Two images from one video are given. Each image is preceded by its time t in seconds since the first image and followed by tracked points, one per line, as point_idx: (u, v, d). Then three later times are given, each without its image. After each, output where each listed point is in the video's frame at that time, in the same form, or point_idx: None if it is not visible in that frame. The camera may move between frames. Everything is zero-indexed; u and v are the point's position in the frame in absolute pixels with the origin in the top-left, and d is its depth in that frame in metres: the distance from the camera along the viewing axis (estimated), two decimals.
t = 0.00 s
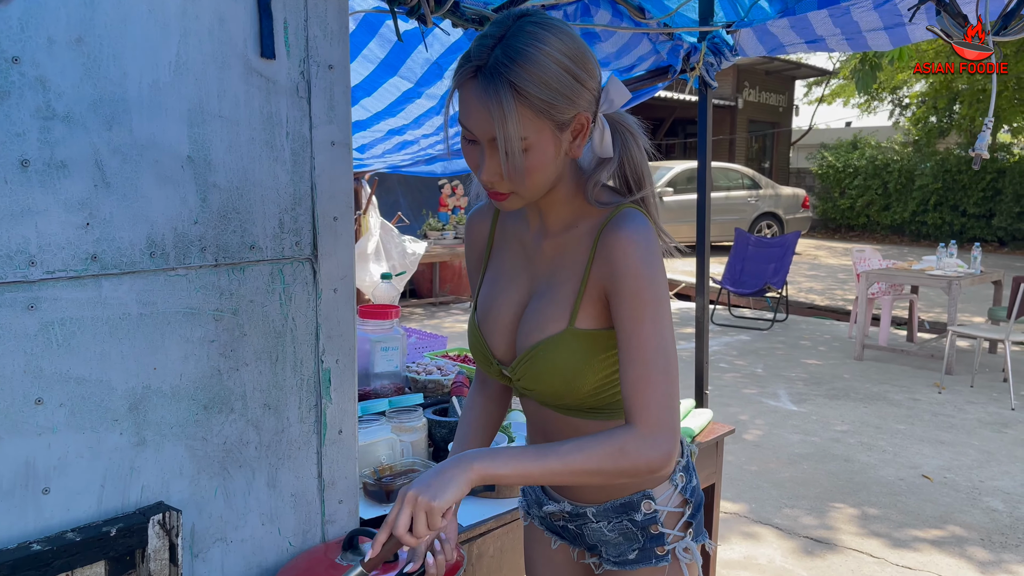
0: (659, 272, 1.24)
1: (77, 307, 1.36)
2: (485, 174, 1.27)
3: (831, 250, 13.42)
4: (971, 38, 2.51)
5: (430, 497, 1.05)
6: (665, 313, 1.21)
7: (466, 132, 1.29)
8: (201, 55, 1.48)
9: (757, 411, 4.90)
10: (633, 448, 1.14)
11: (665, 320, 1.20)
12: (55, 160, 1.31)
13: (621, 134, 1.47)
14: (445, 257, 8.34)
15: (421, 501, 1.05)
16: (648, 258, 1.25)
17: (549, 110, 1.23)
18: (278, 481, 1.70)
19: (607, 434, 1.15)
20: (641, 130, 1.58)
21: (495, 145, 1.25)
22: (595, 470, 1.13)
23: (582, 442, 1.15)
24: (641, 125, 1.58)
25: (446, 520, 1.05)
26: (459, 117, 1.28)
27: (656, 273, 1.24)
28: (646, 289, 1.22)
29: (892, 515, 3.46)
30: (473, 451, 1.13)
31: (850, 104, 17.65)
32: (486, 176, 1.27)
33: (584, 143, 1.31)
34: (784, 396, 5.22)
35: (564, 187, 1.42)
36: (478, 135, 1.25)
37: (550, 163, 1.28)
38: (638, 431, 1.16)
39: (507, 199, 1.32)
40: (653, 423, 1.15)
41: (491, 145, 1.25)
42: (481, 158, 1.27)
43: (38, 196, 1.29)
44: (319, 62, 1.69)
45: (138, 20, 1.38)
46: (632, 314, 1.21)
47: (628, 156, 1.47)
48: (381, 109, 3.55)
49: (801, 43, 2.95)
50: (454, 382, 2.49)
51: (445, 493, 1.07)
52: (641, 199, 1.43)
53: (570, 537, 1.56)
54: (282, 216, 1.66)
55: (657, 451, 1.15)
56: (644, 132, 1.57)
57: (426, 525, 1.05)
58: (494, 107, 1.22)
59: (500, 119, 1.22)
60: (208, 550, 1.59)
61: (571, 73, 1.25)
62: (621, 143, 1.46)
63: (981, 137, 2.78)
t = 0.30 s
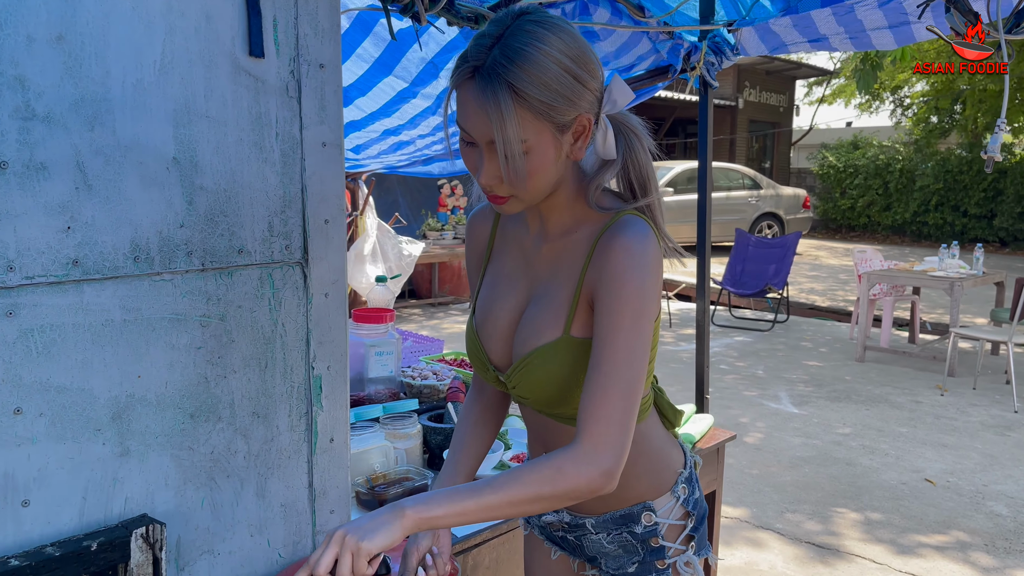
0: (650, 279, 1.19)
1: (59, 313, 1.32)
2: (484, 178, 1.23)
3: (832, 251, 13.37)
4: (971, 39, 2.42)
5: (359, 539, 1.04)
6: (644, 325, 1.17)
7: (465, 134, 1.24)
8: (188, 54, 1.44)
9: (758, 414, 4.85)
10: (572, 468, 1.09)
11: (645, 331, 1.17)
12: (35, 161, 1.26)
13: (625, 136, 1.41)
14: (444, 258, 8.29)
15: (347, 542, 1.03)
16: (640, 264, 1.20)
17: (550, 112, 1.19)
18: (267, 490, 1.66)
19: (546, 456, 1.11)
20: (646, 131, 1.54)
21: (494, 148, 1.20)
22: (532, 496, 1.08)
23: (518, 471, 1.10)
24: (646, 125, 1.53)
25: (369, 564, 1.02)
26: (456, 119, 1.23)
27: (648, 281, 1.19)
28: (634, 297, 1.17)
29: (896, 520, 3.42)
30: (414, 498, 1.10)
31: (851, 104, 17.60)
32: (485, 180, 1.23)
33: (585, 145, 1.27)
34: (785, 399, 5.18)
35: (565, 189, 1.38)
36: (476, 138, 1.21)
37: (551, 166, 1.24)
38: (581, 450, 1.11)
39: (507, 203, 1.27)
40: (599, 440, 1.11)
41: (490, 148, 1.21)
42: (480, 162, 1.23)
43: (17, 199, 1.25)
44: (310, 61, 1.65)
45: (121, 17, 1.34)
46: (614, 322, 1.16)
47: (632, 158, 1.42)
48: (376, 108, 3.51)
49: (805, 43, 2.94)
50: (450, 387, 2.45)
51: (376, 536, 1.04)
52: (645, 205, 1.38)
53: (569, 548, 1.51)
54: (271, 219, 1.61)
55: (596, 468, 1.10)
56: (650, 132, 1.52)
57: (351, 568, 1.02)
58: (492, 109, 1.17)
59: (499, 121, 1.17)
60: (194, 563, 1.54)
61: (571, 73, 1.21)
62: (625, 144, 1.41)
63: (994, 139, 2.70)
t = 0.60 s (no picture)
0: (665, 277, 1.16)
1: (51, 317, 1.29)
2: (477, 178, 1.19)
3: (835, 252, 13.34)
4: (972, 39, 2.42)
5: (435, 507, 1.01)
6: (674, 322, 1.13)
7: (458, 134, 1.21)
8: (184, 51, 1.40)
9: (762, 417, 4.81)
10: (642, 465, 1.08)
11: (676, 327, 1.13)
12: (27, 161, 1.23)
13: (625, 132, 1.38)
14: (446, 260, 8.25)
15: (426, 512, 1.01)
16: (654, 261, 1.17)
17: (543, 110, 1.15)
18: (265, 498, 1.62)
19: (615, 448, 1.09)
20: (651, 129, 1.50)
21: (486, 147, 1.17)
22: (600, 485, 1.07)
23: (590, 454, 1.09)
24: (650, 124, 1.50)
25: (455, 530, 1.01)
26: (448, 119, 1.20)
27: (663, 278, 1.16)
28: (652, 295, 1.14)
29: (903, 525, 3.38)
30: (475, 460, 1.08)
31: (854, 104, 17.56)
32: (478, 181, 1.19)
33: (583, 143, 1.23)
34: (789, 401, 5.13)
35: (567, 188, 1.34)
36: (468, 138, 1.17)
37: (547, 164, 1.20)
38: (650, 448, 1.09)
39: (502, 204, 1.23)
40: (665, 441, 1.09)
41: (482, 147, 1.17)
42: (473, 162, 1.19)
43: (8, 200, 1.21)
44: (309, 59, 1.61)
45: (116, 13, 1.31)
46: (638, 323, 1.13)
47: (634, 155, 1.38)
48: (377, 108, 3.48)
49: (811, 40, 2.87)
50: (452, 391, 2.42)
51: (450, 502, 1.03)
52: (648, 203, 1.35)
53: (574, 557, 1.48)
54: (270, 220, 1.58)
55: (666, 470, 1.08)
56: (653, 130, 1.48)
57: (436, 538, 1.01)
58: (483, 107, 1.14)
59: (489, 119, 1.14)
60: (191, 572, 1.51)
61: (566, 70, 1.17)
62: (626, 141, 1.38)
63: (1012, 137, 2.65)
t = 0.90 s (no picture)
0: (685, 283, 1.13)
1: (54, 323, 1.26)
2: (498, 179, 1.17)
3: (838, 255, 13.30)
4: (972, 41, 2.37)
5: (407, 559, 0.99)
6: (681, 333, 1.11)
7: (478, 135, 1.19)
8: (190, 53, 1.38)
9: (768, 420, 4.78)
10: (616, 484, 1.06)
11: (683, 338, 1.11)
12: (31, 165, 1.21)
13: (645, 132, 1.36)
14: (449, 263, 8.23)
15: (398, 564, 0.99)
16: (674, 267, 1.14)
17: (566, 109, 1.13)
18: (272, 506, 1.60)
19: (591, 469, 1.07)
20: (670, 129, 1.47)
21: (508, 147, 1.15)
22: (576, 508, 1.06)
23: (561, 481, 1.07)
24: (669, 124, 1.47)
25: None
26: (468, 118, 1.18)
27: (683, 284, 1.13)
28: (668, 303, 1.11)
29: (912, 530, 3.34)
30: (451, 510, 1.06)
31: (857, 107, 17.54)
32: (499, 181, 1.17)
33: (604, 142, 1.21)
34: (794, 405, 5.11)
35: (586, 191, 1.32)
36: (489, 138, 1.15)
37: (569, 165, 1.18)
38: (624, 464, 1.08)
39: (523, 206, 1.21)
40: (642, 454, 1.08)
41: (503, 148, 1.15)
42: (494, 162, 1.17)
43: (11, 204, 1.19)
44: (316, 61, 1.59)
45: (120, 15, 1.28)
46: (654, 331, 1.11)
47: (655, 157, 1.35)
48: (383, 110, 3.45)
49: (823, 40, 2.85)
50: (459, 396, 2.39)
51: (424, 555, 1.00)
52: (669, 206, 1.32)
53: (592, 568, 1.45)
54: (276, 224, 1.56)
55: (639, 484, 1.07)
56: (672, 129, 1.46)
57: None
58: (505, 107, 1.12)
59: (512, 118, 1.12)
60: None
61: (588, 68, 1.15)
62: (647, 142, 1.35)
63: None
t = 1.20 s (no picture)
0: (706, 291, 1.11)
1: (61, 330, 1.24)
2: (516, 186, 1.15)
3: (839, 257, 13.30)
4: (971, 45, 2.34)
5: (476, 526, 0.98)
6: (716, 337, 1.09)
7: (494, 141, 1.18)
8: (198, 56, 1.36)
9: (772, 423, 4.77)
10: (690, 484, 1.04)
11: (719, 342, 1.09)
12: (37, 170, 1.19)
13: (661, 135, 1.34)
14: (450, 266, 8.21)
15: (467, 532, 0.98)
16: (694, 275, 1.12)
17: (585, 114, 1.12)
18: (281, 514, 1.58)
19: (662, 466, 1.05)
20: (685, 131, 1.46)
21: (526, 154, 1.13)
22: (647, 503, 1.04)
23: (635, 472, 1.05)
24: (684, 126, 1.45)
25: (495, 551, 0.98)
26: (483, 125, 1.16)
27: (704, 291, 1.11)
28: (693, 312, 1.09)
29: (920, 535, 3.33)
30: (514, 474, 1.05)
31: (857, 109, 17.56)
32: (517, 188, 1.15)
33: (622, 147, 1.20)
34: (799, 408, 5.09)
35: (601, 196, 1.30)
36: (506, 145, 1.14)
37: (587, 171, 1.16)
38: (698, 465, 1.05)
39: (540, 213, 1.19)
40: (711, 457, 1.05)
41: (521, 154, 1.14)
42: (511, 169, 1.15)
43: (17, 209, 1.17)
44: (326, 63, 1.58)
45: (128, 17, 1.27)
46: (681, 339, 1.08)
47: (671, 159, 1.34)
48: (389, 114, 3.44)
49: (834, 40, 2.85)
50: (467, 401, 2.37)
51: (490, 521, 1.00)
52: (686, 211, 1.30)
53: None
54: (285, 228, 1.54)
55: (713, 486, 1.05)
56: (688, 131, 1.44)
57: (476, 558, 0.98)
58: (524, 113, 1.10)
59: (531, 125, 1.10)
60: None
61: (606, 72, 1.14)
62: (663, 144, 1.34)
63: None
